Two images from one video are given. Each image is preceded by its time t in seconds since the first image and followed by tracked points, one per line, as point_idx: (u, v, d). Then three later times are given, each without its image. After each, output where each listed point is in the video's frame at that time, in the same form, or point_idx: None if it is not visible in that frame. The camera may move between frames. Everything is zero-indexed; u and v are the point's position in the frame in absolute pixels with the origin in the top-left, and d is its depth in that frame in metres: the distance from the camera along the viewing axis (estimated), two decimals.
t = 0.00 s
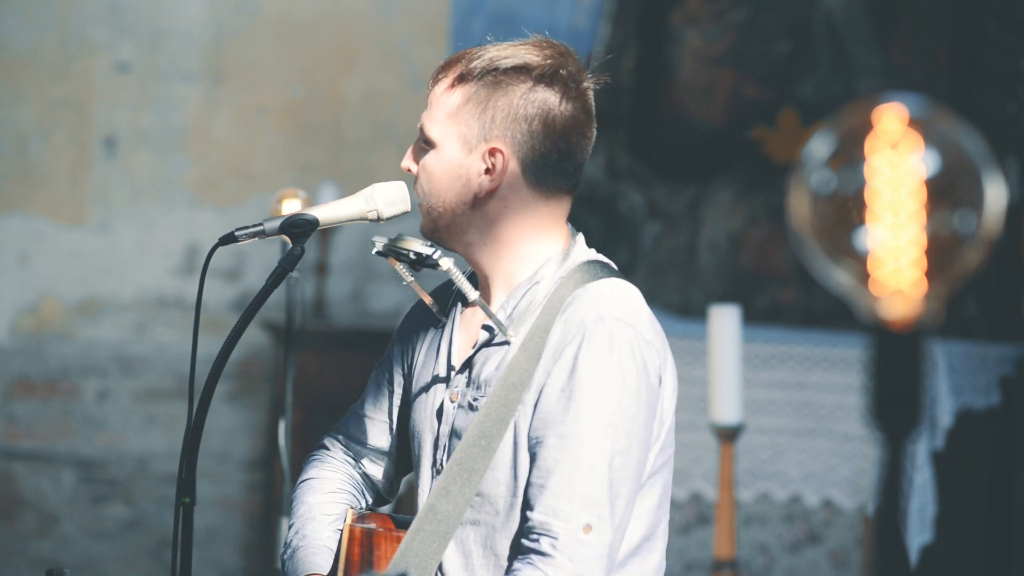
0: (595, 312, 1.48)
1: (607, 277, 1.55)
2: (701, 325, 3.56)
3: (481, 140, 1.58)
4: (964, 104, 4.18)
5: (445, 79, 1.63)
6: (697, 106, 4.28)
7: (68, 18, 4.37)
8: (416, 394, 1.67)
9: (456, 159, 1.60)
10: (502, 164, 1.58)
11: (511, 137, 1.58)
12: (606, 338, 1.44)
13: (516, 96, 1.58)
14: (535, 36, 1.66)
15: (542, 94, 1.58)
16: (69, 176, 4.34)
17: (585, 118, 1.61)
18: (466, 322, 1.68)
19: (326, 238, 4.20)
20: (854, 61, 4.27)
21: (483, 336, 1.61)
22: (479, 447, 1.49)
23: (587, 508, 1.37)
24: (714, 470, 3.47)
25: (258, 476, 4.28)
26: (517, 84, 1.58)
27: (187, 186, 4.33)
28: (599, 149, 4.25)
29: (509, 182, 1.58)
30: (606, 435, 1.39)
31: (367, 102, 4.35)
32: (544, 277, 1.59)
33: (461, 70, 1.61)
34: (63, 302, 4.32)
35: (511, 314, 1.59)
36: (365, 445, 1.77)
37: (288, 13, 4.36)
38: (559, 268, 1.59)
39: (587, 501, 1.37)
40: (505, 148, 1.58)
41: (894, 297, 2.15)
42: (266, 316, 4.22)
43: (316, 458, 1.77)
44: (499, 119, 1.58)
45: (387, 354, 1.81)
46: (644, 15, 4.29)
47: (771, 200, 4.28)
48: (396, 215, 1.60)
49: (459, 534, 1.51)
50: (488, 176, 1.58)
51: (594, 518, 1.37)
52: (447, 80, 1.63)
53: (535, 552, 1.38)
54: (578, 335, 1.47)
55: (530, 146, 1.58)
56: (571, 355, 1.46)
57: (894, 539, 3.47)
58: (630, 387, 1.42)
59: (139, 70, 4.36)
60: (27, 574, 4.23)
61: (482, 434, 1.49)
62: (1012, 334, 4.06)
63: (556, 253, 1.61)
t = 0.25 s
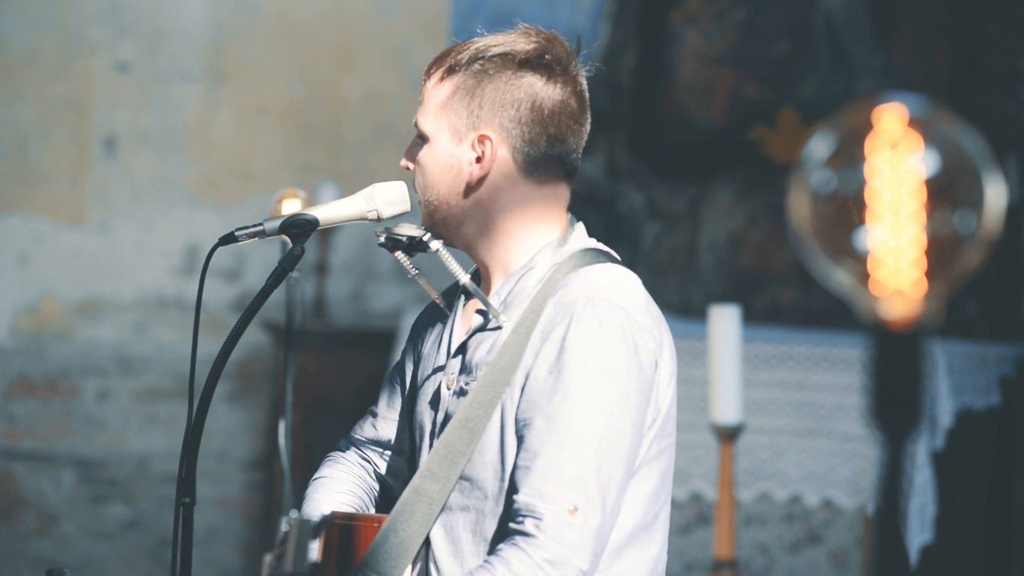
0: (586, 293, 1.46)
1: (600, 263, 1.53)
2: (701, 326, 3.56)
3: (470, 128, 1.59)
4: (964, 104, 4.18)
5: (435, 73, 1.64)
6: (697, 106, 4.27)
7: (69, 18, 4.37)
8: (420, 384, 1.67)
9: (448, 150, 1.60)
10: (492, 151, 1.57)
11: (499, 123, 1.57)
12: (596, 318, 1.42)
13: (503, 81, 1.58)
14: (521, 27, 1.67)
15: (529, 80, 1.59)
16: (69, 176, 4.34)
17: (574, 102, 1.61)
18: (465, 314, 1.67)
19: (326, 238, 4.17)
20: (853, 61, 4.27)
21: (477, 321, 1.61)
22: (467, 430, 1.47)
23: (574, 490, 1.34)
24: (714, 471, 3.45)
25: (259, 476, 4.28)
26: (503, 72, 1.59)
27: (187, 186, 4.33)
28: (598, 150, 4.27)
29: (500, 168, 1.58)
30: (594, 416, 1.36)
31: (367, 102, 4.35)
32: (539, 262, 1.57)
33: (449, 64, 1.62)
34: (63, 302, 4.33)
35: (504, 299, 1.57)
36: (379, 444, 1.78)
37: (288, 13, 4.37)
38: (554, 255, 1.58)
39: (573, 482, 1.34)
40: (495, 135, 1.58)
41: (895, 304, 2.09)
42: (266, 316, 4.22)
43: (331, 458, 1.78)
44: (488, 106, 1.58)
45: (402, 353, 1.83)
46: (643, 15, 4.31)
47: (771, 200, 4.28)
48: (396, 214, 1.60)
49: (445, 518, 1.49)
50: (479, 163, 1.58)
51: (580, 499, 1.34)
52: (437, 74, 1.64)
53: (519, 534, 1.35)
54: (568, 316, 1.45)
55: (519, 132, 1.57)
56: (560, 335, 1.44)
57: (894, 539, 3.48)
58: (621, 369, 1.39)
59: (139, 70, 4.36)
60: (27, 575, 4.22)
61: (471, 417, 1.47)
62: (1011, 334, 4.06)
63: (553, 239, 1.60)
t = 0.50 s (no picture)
0: (567, 277, 1.36)
1: (584, 254, 1.42)
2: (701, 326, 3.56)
3: (457, 128, 1.49)
4: (964, 104, 4.17)
5: (423, 76, 1.54)
6: (697, 106, 4.27)
7: (68, 18, 4.37)
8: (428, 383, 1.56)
9: (436, 152, 1.50)
10: (479, 150, 1.47)
11: (486, 121, 1.47)
12: (577, 301, 1.32)
13: (487, 78, 1.48)
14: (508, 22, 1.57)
15: (513, 76, 1.48)
16: (69, 176, 4.34)
17: (562, 94, 1.50)
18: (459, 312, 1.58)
19: (326, 238, 4.14)
20: (853, 61, 4.27)
21: (466, 317, 1.52)
22: (444, 420, 1.40)
23: (546, 477, 1.25)
24: (714, 471, 3.44)
25: (258, 475, 4.28)
26: (486, 69, 1.48)
27: (187, 186, 4.33)
28: (597, 151, 4.29)
29: (488, 166, 1.48)
30: (571, 402, 1.26)
31: (367, 102, 4.35)
32: (529, 259, 1.47)
33: (433, 64, 1.52)
34: (63, 302, 4.33)
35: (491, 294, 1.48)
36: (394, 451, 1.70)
37: (288, 13, 4.37)
38: (547, 247, 1.48)
39: (544, 469, 1.25)
40: (481, 132, 1.47)
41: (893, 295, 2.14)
42: (266, 316, 4.23)
43: (354, 470, 1.72)
44: (473, 104, 1.48)
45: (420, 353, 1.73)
46: (643, 15, 4.33)
47: (771, 200, 4.28)
48: (396, 215, 1.60)
49: (428, 503, 1.44)
50: (467, 164, 1.48)
51: (551, 487, 1.25)
52: (424, 76, 1.54)
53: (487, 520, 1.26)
54: (547, 300, 1.35)
55: (506, 129, 1.47)
56: (538, 320, 1.34)
57: (894, 539, 3.47)
58: (602, 353, 1.29)
59: (139, 70, 4.36)
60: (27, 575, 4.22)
61: (449, 404, 1.40)
62: (1011, 333, 4.06)
63: (544, 233, 1.49)
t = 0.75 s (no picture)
0: (563, 276, 1.36)
1: (588, 254, 1.42)
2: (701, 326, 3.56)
3: (449, 136, 1.49)
4: (964, 104, 4.17)
5: (413, 89, 1.55)
6: (697, 106, 4.27)
7: (69, 18, 4.37)
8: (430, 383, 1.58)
9: (432, 162, 1.51)
10: (473, 156, 1.47)
11: (476, 126, 1.47)
12: (572, 300, 1.32)
13: (473, 84, 1.48)
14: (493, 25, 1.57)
15: (499, 79, 1.47)
16: (69, 176, 4.34)
17: (551, 92, 1.49)
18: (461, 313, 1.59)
19: (326, 238, 4.14)
20: (853, 61, 4.27)
21: (468, 317, 1.54)
22: (432, 411, 1.45)
23: (536, 475, 1.25)
24: (714, 471, 3.45)
25: (258, 476, 4.28)
26: (471, 75, 1.48)
27: (187, 186, 4.33)
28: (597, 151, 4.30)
29: (484, 171, 1.48)
30: (563, 400, 1.26)
31: (367, 102, 4.35)
32: (530, 261, 1.48)
33: (421, 76, 1.53)
34: (63, 302, 4.33)
35: (493, 296, 1.49)
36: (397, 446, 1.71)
37: (288, 13, 4.37)
38: (551, 247, 1.48)
39: (535, 466, 1.25)
40: (473, 138, 1.48)
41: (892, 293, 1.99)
42: (266, 316, 4.22)
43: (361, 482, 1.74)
44: (462, 111, 1.48)
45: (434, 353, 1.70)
46: (643, 15, 4.33)
47: (771, 200, 4.28)
48: (396, 215, 1.60)
49: (424, 503, 1.45)
50: (463, 170, 1.48)
51: (541, 485, 1.25)
52: (414, 89, 1.54)
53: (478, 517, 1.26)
54: (542, 298, 1.35)
55: (497, 132, 1.47)
56: (533, 318, 1.34)
57: (894, 540, 3.47)
58: (596, 352, 1.29)
59: (139, 70, 4.36)
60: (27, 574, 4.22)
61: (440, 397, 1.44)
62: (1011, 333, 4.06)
63: (547, 235, 1.50)
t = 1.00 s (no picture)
0: (567, 279, 1.36)
1: (591, 258, 1.42)
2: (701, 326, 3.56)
3: (455, 140, 1.49)
4: (964, 104, 4.18)
5: (418, 91, 1.55)
6: (697, 106, 4.27)
7: (68, 18, 4.36)
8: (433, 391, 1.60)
9: (437, 165, 1.51)
10: (478, 160, 1.48)
11: (482, 131, 1.47)
12: (576, 304, 1.32)
13: (479, 89, 1.48)
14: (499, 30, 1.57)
15: (504, 83, 1.48)
16: (69, 176, 4.34)
17: (557, 98, 1.49)
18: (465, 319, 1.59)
19: (326, 238, 4.14)
20: (853, 61, 4.27)
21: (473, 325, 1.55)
22: (435, 416, 1.47)
23: (545, 479, 1.25)
24: (714, 471, 3.44)
25: (258, 476, 4.27)
26: (477, 79, 1.49)
27: (187, 186, 4.33)
28: (598, 151, 4.30)
29: (488, 175, 1.48)
30: (570, 406, 1.27)
31: (367, 102, 4.35)
32: (533, 268, 1.48)
33: (426, 79, 1.53)
34: (63, 302, 4.33)
35: (498, 302, 1.49)
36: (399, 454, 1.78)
37: (288, 13, 4.37)
38: (554, 252, 1.48)
39: (541, 471, 1.25)
40: (478, 142, 1.48)
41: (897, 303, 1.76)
42: (266, 316, 4.22)
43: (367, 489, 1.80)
44: (469, 115, 1.48)
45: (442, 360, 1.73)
46: (643, 15, 4.33)
47: (771, 200, 4.28)
48: (395, 215, 1.59)
49: (427, 508, 1.45)
50: (468, 174, 1.48)
51: (549, 490, 1.25)
52: (419, 91, 1.55)
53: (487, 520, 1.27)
54: (545, 302, 1.35)
55: (502, 136, 1.47)
56: (537, 322, 1.34)
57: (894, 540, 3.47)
58: (602, 357, 1.29)
59: (139, 70, 4.36)
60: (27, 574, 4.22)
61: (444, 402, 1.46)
62: (1011, 333, 4.06)
63: (550, 240, 1.49)
